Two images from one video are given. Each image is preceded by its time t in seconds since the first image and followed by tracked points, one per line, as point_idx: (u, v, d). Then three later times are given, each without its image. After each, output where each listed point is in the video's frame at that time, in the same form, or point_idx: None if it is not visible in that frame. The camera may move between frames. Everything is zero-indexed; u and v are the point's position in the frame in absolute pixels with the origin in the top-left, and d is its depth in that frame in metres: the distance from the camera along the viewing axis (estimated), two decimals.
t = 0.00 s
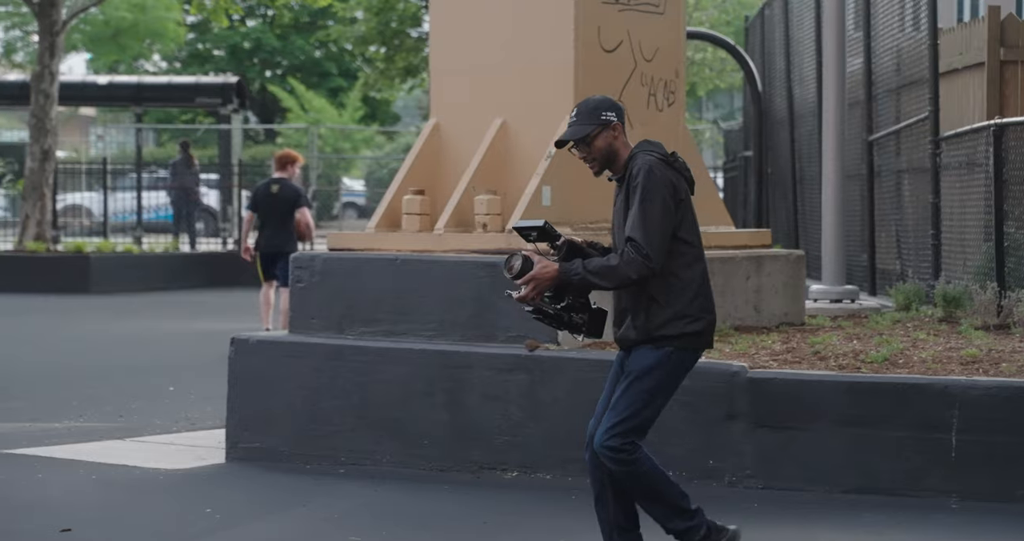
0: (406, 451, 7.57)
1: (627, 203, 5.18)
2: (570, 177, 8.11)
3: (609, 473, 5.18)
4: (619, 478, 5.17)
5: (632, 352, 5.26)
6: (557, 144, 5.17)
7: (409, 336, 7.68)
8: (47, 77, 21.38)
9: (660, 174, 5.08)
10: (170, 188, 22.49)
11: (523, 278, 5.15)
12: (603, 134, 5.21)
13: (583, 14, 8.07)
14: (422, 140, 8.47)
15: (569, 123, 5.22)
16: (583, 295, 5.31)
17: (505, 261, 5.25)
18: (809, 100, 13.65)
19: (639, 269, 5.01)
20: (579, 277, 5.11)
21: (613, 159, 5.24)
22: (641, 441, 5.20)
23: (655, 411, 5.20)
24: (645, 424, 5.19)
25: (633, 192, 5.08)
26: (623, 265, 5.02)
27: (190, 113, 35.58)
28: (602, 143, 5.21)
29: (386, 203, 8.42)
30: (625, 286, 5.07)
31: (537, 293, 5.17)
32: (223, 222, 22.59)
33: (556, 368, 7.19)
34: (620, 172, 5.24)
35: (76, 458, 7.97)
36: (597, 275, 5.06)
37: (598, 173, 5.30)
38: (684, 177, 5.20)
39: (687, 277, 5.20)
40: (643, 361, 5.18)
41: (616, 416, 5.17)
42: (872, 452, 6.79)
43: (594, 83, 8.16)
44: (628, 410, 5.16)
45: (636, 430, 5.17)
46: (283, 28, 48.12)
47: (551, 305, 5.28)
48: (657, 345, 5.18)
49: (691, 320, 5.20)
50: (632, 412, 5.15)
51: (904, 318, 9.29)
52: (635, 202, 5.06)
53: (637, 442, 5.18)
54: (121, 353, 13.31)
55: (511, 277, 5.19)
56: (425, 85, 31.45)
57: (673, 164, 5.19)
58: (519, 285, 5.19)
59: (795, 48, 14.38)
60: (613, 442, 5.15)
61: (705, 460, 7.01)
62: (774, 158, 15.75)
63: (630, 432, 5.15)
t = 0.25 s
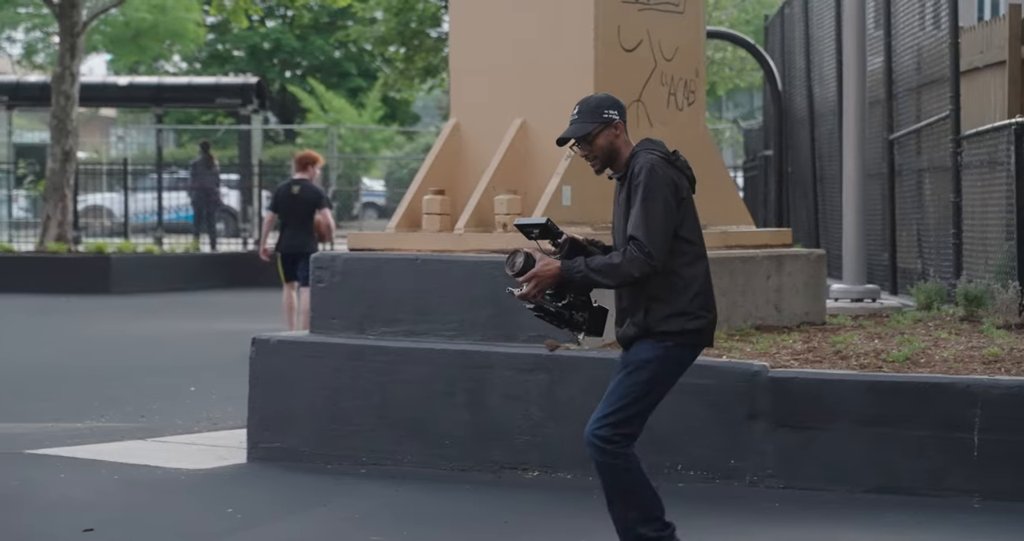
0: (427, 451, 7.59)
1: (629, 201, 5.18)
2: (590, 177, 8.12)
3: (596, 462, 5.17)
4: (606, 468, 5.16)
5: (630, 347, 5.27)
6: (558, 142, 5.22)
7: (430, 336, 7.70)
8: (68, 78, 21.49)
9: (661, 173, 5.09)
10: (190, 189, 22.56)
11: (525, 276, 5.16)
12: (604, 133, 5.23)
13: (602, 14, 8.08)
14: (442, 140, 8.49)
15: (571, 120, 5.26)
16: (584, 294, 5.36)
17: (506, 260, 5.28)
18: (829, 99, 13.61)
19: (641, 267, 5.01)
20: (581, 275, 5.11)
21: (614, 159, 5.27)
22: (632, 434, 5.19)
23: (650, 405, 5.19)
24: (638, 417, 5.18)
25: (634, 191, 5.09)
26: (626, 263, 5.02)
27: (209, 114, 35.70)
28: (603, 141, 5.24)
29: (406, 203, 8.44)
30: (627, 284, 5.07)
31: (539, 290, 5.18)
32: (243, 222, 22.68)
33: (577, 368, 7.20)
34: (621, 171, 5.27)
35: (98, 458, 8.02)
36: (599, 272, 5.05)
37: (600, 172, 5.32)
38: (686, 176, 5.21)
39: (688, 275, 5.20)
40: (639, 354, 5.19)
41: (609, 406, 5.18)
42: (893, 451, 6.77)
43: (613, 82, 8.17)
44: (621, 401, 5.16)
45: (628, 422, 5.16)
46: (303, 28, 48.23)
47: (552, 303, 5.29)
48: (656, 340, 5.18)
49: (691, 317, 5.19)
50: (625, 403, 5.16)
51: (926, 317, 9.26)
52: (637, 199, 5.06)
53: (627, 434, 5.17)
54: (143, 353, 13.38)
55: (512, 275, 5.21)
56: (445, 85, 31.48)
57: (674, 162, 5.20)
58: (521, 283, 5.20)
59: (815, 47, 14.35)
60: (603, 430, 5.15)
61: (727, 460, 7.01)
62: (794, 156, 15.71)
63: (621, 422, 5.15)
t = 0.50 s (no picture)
0: (449, 451, 7.62)
1: (633, 198, 5.19)
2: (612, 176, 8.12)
3: (593, 456, 5.18)
4: (601, 463, 5.17)
5: (632, 344, 5.28)
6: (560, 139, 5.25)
7: (451, 335, 7.72)
8: (90, 78, 21.62)
9: (664, 171, 5.09)
10: (212, 188, 22.68)
11: (528, 273, 5.23)
12: (607, 130, 5.26)
13: (624, 13, 8.08)
14: (463, 139, 8.50)
15: (574, 118, 5.29)
16: (587, 291, 5.41)
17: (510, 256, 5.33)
18: (851, 98, 13.57)
19: (645, 265, 5.03)
20: (584, 272, 5.15)
21: (617, 156, 5.29)
22: (630, 431, 5.19)
23: (649, 403, 5.19)
24: (637, 414, 5.18)
25: (637, 189, 5.10)
26: (629, 262, 5.04)
27: (230, 114, 35.83)
28: (606, 139, 5.26)
29: (428, 202, 8.46)
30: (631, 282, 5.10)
31: (542, 288, 5.24)
32: (264, 222, 22.77)
33: (599, 367, 7.21)
34: (625, 169, 5.28)
35: (121, 457, 8.07)
36: (603, 270, 5.08)
37: (602, 169, 5.35)
38: (689, 174, 5.22)
39: (692, 272, 5.20)
40: (641, 350, 5.20)
41: (608, 401, 5.19)
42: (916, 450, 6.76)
43: (634, 81, 8.16)
44: (620, 396, 5.17)
45: (626, 418, 5.17)
46: (324, 28, 48.35)
47: (555, 300, 5.36)
48: (659, 336, 5.19)
49: (694, 314, 5.19)
50: (626, 398, 5.16)
51: (948, 316, 9.23)
52: (640, 198, 5.08)
53: (625, 431, 5.16)
54: (166, 353, 13.43)
55: (516, 272, 5.27)
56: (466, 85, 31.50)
57: (677, 160, 5.21)
58: (524, 280, 5.26)
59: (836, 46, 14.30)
60: (603, 424, 5.15)
61: (749, 459, 7.00)
62: (816, 155, 15.67)
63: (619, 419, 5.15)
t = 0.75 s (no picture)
0: (470, 450, 7.64)
1: (634, 197, 5.19)
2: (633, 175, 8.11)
3: (592, 460, 5.18)
4: (600, 467, 5.16)
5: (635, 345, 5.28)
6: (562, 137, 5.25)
7: (472, 335, 7.73)
8: (111, 78, 21.75)
9: (665, 169, 5.09)
10: (232, 188, 22.79)
11: (530, 271, 5.25)
12: (609, 128, 5.26)
13: (644, 12, 8.07)
14: (483, 138, 8.50)
15: (575, 116, 5.28)
16: (589, 289, 5.41)
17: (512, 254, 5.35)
18: (872, 96, 13.52)
19: (648, 263, 5.03)
20: (587, 270, 5.16)
21: (618, 154, 5.29)
22: (631, 436, 5.18)
23: (651, 406, 5.18)
24: (640, 416, 5.18)
25: (639, 187, 5.10)
26: (632, 260, 5.04)
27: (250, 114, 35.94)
28: (608, 137, 5.26)
29: (448, 202, 8.47)
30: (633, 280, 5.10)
31: (544, 286, 5.26)
32: (285, 221, 22.85)
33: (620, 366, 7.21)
34: (626, 167, 5.28)
35: (143, 456, 8.12)
36: (605, 268, 5.09)
37: (604, 167, 5.35)
38: (690, 172, 5.23)
39: (694, 272, 5.20)
40: (643, 351, 5.20)
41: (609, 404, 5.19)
42: (937, 449, 6.74)
43: (654, 79, 8.15)
44: (621, 399, 5.17)
45: (626, 422, 5.16)
46: (344, 28, 48.48)
47: (556, 298, 5.38)
48: (660, 336, 5.19)
49: (694, 314, 5.18)
50: (627, 402, 5.16)
51: (969, 315, 9.20)
52: (641, 196, 5.07)
53: (625, 435, 5.16)
54: (188, 352, 13.49)
55: (518, 270, 5.29)
56: (486, 84, 31.52)
57: (678, 158, 5.21)
58: (526, 278, 5.28)
59: (857, 44, 14.26)
60: (604, 428, 5.16)
61: (770, 458, 6.99)
62: (836, 153, 15.64)
63: (619, 422, 5.15)
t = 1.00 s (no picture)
0: (490, 449, 7.65)
1: (634, 196, 5.22)
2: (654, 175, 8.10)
3: (593, 464, 5.21)
4: (600, 471, 5.19)
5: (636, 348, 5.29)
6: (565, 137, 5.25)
7: (491, 334, 7.75)
8: (131, 78, 21.85)
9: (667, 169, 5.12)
10: (252, 188, 22.88)
11: (532, 270, 5.25)
12: (611, 128, 5.26)
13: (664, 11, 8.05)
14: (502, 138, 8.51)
15: (577, 116, 5.28)
16: (590, 287, 5.40)
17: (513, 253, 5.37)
18: (892, 95, 13.48)
19: (650, 263, 5.06)
20: (589, 269, 5.19)
21: (620, 153, 5.29)
22: (633, 441, 5.19)
23: (652, 411, 5.19)
24: (643, 421, 5.19)
25: (640, 187, 5.12)
26: (634, 260, 5.07)
27: (270, 113, 36.01)
28: (610, 136, 5.26)
29: (468, 201, 8.48)
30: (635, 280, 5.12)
31: (546, 284, 5.27)
32: (305, 221, 22.93)
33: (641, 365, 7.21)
34: (627, 167, 5.30)
35: (164, 456, 8.16)
36: (606, 267, 5.12)
37: (606, 166, 5.35)
38: (692, 173, 5.26)
39: (693, 273, 5.23)
40: (644, 356, 5.21)
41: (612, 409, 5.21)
42: (958, 448, 6.72)
43: (674, 78, 8.15)
44: (623, 405, 5.19)
45: (628, 427, 5.18)
46: (364, 27, 48.58)
47: (558, 297, 5.36)
48: (661, 339, 5.21)
49: (692, 315, 5.21)
50: (629, 407, 5.17)
51: (991, 313, 9.18)
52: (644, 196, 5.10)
53: (626, 440, 5.18)
54: (208, 352, 13.54)
55: (521, 269, 5.30)
56: (505, 84, 31.54)
57: (679, 159, 5.23)
58: (528, 276, 5.29)
59: (877, 43, 14.21)
60: (605, 432, 5.18)
61: (790, 458, 6.97)
62: (856, 152, 15.59)
63: (621, 427, 5.17)
